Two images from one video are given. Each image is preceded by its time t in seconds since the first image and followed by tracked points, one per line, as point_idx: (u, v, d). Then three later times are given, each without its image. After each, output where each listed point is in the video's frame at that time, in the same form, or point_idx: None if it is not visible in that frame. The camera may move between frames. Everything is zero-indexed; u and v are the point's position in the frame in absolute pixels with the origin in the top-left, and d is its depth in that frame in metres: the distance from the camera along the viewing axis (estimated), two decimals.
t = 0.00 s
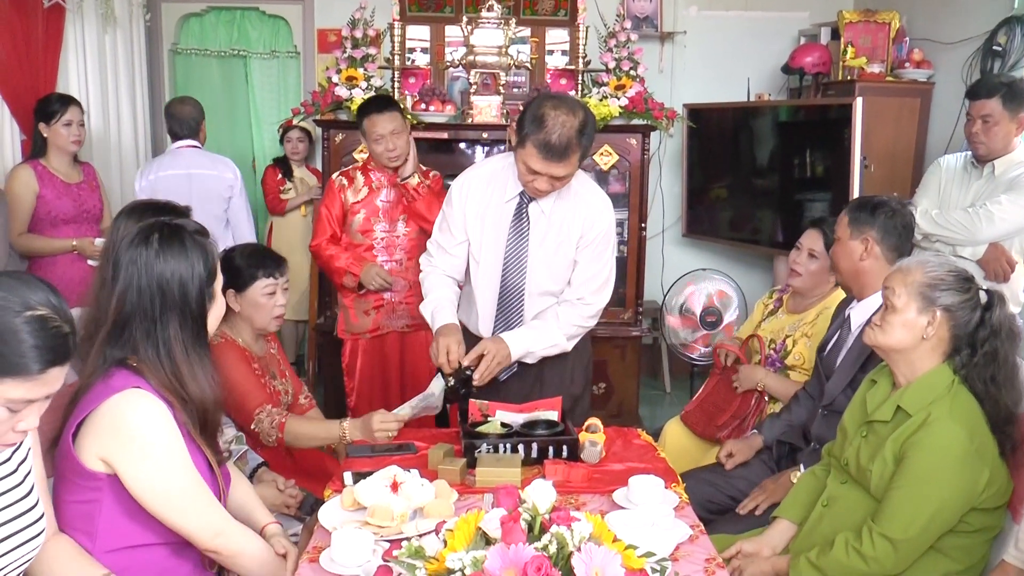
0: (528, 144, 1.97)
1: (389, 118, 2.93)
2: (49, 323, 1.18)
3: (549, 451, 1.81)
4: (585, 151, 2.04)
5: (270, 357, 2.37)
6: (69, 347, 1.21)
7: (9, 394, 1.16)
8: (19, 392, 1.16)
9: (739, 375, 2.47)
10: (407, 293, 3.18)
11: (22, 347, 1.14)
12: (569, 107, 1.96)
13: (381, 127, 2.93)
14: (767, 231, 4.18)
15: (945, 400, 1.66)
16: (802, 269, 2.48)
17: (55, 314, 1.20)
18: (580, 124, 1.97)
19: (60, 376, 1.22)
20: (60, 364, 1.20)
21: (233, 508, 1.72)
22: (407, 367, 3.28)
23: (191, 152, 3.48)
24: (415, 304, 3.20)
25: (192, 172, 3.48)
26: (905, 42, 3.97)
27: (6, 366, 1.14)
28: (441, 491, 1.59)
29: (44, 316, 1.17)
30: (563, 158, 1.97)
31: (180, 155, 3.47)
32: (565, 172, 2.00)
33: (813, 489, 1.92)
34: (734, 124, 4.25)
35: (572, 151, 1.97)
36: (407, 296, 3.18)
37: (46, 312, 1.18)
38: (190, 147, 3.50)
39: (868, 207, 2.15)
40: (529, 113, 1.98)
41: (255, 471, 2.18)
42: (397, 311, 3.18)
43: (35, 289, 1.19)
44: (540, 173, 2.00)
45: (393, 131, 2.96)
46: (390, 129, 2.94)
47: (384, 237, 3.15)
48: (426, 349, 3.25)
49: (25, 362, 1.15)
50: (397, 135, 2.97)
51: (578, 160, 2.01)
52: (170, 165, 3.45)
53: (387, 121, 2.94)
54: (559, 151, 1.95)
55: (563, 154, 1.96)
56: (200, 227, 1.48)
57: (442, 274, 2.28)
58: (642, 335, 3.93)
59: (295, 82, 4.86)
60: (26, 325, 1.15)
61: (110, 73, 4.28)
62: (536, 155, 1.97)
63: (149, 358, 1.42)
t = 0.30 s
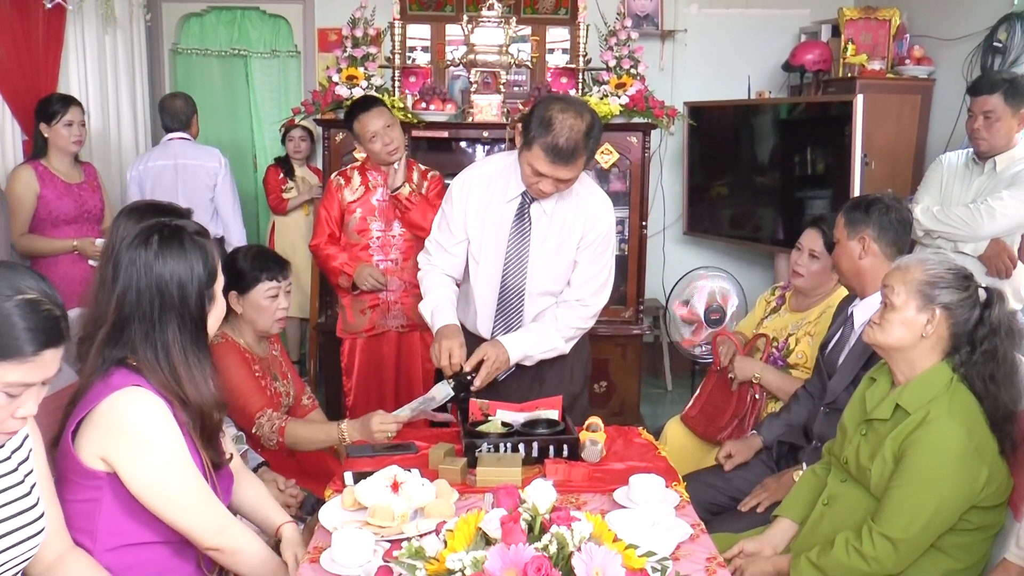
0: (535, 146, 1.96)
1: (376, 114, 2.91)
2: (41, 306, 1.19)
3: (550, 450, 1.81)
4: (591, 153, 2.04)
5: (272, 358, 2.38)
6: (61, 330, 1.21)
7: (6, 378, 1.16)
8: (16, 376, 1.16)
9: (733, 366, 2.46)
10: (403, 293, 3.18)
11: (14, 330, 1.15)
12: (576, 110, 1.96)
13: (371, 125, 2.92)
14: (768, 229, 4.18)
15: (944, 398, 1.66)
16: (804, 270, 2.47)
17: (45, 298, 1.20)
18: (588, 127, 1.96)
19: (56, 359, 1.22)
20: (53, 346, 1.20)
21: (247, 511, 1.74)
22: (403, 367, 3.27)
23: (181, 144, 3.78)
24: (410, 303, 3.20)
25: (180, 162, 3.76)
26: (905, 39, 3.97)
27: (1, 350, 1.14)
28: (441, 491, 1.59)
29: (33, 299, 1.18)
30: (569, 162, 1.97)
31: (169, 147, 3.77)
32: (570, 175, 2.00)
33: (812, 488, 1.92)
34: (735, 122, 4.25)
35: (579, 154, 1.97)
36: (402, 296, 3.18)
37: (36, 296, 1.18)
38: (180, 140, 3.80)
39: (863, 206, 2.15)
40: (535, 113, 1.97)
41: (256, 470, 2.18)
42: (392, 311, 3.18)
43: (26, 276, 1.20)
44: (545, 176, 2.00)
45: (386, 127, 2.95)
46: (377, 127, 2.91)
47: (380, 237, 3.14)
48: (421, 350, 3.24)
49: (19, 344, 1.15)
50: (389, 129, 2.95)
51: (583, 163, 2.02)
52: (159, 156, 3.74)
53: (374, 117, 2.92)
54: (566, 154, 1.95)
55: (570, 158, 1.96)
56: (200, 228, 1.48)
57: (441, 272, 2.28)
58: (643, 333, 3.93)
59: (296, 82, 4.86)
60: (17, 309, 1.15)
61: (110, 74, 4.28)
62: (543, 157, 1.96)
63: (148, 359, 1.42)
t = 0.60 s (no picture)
0: (536, 148, 1.96)
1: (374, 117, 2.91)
2: (36, 305, 1.18)
3: (549, 451, 1.81)
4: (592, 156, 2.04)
5: (271, 360, 2.38)
6: (57, 329, 1.21)
7: (5, 376, 1.16)
8: (15, 375, 1.16)
9: (728, 366, 2.42)
10: (400, 296, 3.19)
11: (11, 328, 1.14)
12: (578, 112, 1.96)
13: (366, 126, 2.93)
14: (766, 229, 4.18)
15: (945, 398, 1.66)
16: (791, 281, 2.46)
17: (41, 297, 1.20)
18: (589, 129, 1.96)
19: (53, 359, 1.22)
20: (50, 345, 1.20)
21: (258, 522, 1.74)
22: (401, 367, 3.27)
23: (188, 152, 3.83)
24: (408, 305, 3.20)
25: (185, 169, 3.82)
26: (902, 38, 3.97)
27: None
28: (441, 493, 1.59)
29: (30, 298, 1.18)
30: (570, 165, 1.97)
31: (176, 153, 3.83)
32: (570, 177, 2.00)
33: (814, 488, 1.91)
34: (733, 122, 4.25)
35: (579, 157, 1.97)
36: (399, 298, 3.18)
37: (32, 295, 1.18)
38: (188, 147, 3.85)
39: (861, 204, 2.14)
40: (536, 115, 1.97)
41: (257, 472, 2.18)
42: (390, 313, 3.18)
43: (22, 276, 1.20)
44: (546, 178, 2.00)
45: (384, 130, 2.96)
46: (376, 129, 2.92)
47: (376, 239, 3.14)
48: (419, 352, 3.25)
49: (16, 343, 1.15)
50: (383, 126, 2.95)
51: (584, 166, 2.02)
52: (165, 162, 3.79)
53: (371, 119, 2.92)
54: (567, 157, 1.95)
55: (571, 160, 1.96)
56: (201, 231, 1.48)
57: (440, 274, 2.27)
58: (642, 333, 3.93)
59: (293, 84, 4.86)
60: (12, 307, 1.15)
61: (108, 76, 4.27)
62: (544, 159, 1.96)
63: (149, 361, 1.42)
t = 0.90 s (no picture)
0: (536, 147, 1.96)
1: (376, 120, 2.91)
2: (46, 319, 1.19)
3: (549, 452, 1.81)
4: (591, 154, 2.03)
5: (274, 361, 2.38)
6: (66, 344, 1.21)
7: (9, 389, 1.16)
8: (19, 388, 1.17)
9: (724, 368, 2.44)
10: (401, 297, 3.18)
11: (19, 342, 1.15)
12: (577, 111, 1.96)
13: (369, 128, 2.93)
14: (765, 227, 4.18)
15: (940, 395, 1.66)
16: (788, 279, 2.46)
17: (51, 311, 1.21)
18: (588, 127, 1.96)
19: (60, 373, 1.22)
20: (58, 359, 1.20)
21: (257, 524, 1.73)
22: (402, 368, 3.26)
23: (193, 150, 3.87)
24: (410, 307, 3.20)
25: (190, 166, 3.86)
26: (900, 37, 3.98)
27: (5, 362, 1.14)
28: (441, 495, 1.59)
29: (40, 313, 1.18)
30: (570, 163, 1.97)
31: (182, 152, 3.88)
32: (570, 176, 2.00)
33: (815, 487, 1.91)
34: (731, 121, 4.25)
35: (579, 156, 1.97)
36: (401, 300, 3.18)
37: (43, 309, 1.19)
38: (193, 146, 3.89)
39: (859, 202, 2.14)
40: (535, 114, 1.97)
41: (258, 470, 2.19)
42: (391, 315, 3.18)
43: (32, 288, 1.20)
44: (546, 177, 2.00)
45: (384, 132, 2.96)
46: (379, 131, 2.93)
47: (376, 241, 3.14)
48: (421, 353, 3.25)
49: (23, 357, 1.15)
50: (382, 137, 2.97)
51: (584, 165, 2.02)
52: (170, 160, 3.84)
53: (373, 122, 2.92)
54: (567, 156, 1.95)
55: (571, 160, 1.96)
56: (204, 236, 1.48)
57: (441, 274, 2.28)
58: (643, 333, 3.93)
59: (292, 86, 4.86)
60: (23, 321, 1.16)
61: (107, 79, 4.28)
62: (545, 158, 1.96)
63: (152, 365, 1.41)
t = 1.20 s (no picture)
0: (546, 146, 1.96)
1: (380, 120, 2.90)
2: (53, 334, 1.18)
3: (549, 451, 1.81)
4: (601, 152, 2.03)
5: (275, 360, 2.38)
6: (72, 357, 1.21)
7: (12, 402, 1.16)
8: (22, 401, 1.16)
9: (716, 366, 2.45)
10: (407, 296, 3.18)
11: (25, 355, 1.14)
12: (587, 110, 1.96)
13: (372, 129, 2.92)
14: (765, 226, 4.18)
15: (922, 386, 1.66)
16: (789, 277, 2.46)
17: (59, 325, 1.20)
18: (598, 126, 1.96)
19: (64, 387, 1.22)
20: (64, 373, 1.20)
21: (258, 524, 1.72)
22: (407, 366, 3.27)
23: (188, 151, 3.90)
24: (416, 306, 3.20)
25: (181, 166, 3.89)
26: (899, 35, 3.98)
27: (8, 374, 1.14)
28: (440, 494, 1.59)
29: (48, 326, 1.18)
30: (579, 162, 1.97)
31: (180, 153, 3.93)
32: (580, 174, 2.00)
33: (814, 486, 1.92)
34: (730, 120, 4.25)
35: (589, 154, 1.96)
36: (406, 299, 3.18)
37: (50, 322, 1.18)
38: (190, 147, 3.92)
39: (857, 201, 2.14)
40: (545, 112, 1.97)
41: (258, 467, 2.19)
42: (397, 313, 3.18)
43: (38, 300, 1.19)
44: (555, 175, 2.00)
45: (385, 133, 2.96)
46: (382, 132, 2.93)
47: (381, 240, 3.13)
48: (427, 350, 3.26)
49: (28, 370, 1.15)
50: (386, 135, 2.97)
51: (594, 164, 2.01)
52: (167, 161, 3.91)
53: (376, 123, 2.92)
54: (578, 154, 1.95)
55: (581, 158, 1.96)
56: (208, 237, 1.48)
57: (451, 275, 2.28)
58: (642, 332, 3.93)
59: (291, 86, 4.86)
60: (30, 336, 1.15)
61: (106, 80, 4.27)
62: (554, 157, 1.96)
63: (153, 366, 1.41)
